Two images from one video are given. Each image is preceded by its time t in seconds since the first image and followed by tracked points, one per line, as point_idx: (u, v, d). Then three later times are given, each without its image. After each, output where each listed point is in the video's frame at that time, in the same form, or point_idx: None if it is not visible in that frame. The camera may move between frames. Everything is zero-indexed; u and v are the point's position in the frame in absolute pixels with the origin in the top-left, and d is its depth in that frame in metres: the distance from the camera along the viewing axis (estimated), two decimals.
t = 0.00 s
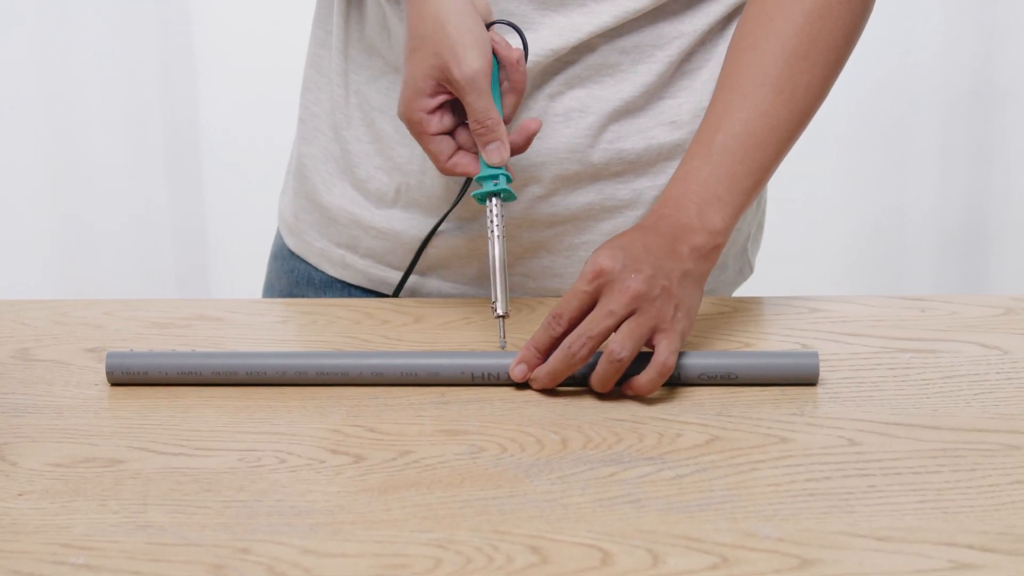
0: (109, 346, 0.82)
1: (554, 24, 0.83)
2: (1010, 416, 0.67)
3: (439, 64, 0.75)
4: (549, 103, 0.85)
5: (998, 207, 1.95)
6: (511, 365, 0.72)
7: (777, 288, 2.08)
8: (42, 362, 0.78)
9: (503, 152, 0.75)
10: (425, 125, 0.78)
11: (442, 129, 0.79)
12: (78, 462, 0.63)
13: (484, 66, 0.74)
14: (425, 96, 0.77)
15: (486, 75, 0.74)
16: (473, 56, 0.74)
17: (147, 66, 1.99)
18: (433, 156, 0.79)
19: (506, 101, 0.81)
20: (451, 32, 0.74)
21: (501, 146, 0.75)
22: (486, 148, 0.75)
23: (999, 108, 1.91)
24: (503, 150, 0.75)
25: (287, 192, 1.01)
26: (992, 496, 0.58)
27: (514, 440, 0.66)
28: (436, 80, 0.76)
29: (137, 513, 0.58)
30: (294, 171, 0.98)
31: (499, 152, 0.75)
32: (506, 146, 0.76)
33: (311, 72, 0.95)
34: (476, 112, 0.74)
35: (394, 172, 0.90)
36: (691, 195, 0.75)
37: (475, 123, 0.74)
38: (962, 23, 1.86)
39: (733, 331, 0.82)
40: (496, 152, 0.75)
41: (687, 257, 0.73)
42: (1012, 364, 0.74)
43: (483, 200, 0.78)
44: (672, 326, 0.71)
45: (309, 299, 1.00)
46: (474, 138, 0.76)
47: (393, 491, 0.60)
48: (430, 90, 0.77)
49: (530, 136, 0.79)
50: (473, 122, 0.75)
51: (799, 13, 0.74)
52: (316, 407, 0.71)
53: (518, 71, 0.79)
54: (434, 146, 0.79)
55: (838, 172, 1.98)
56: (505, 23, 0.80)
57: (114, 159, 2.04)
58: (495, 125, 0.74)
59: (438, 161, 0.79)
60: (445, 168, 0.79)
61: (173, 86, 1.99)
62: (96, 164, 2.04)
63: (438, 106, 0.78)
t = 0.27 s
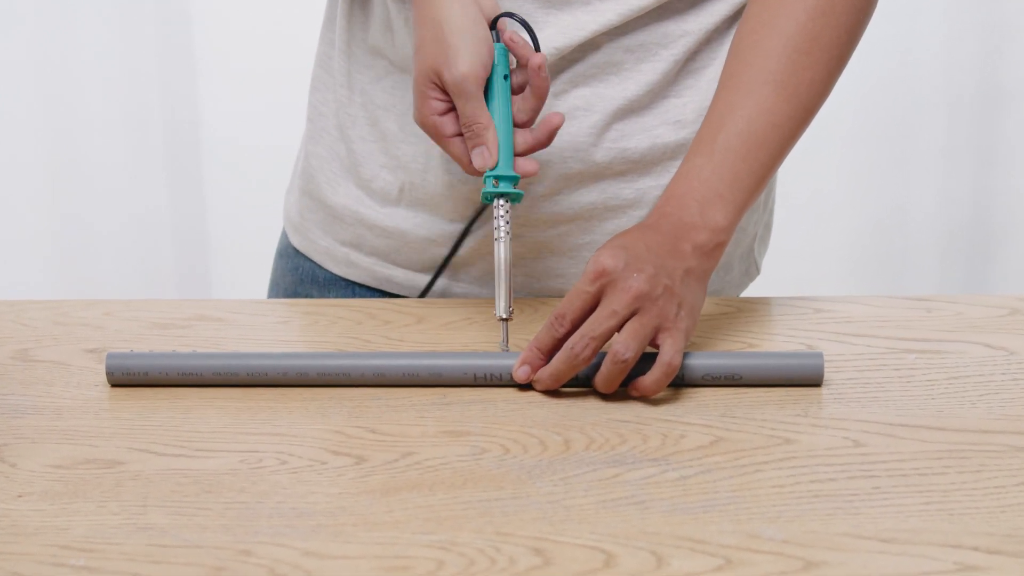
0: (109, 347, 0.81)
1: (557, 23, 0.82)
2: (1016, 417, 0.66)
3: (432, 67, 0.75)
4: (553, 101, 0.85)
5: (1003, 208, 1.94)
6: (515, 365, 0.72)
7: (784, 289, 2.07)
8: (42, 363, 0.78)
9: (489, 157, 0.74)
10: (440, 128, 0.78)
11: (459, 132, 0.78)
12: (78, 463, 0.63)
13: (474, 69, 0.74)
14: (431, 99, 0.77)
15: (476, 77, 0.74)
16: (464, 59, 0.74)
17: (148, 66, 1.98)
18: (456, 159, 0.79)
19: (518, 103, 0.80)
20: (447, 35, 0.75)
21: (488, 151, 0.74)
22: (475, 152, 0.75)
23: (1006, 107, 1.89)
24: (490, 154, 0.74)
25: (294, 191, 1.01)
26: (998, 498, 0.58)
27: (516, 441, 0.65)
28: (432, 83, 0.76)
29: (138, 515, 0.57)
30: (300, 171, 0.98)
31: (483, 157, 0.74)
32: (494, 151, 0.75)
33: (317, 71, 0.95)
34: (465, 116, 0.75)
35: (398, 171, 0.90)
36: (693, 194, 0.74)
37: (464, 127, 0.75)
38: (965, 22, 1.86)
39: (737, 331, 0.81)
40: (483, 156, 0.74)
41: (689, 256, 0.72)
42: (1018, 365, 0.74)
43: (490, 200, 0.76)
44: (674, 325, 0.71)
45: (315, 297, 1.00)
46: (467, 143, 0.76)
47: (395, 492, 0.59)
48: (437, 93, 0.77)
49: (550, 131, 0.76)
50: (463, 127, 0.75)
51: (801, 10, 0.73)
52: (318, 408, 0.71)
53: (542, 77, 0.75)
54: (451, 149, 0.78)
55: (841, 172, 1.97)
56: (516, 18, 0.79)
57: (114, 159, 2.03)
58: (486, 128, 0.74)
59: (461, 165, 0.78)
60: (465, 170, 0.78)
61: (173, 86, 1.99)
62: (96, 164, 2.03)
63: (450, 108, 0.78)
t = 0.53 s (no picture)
0: (109, 347, 0.81)
1: (561, 22, 0.82)
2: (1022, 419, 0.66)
3: (435, 71, 0.74)
4: (556, 100, 0.84)
5: (1007, 209, 1.93)
6: (518, 368, 0.71)
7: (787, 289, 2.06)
8: (41, 363, 0.78)
9: (502, 158, 0.73)
10: (433, 134, 0.77)
11: (451, 137, 0.78)
12: (78, 464, 0.63)
13: (478, 72, 0.73)
14: (427, 104, 0.76)
15: (480, 81, 0.73)
16: (467, 64, 0.73)
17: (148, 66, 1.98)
18: (445, 165, 0.79)
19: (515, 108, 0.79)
20: (448, 40, 0.74)
21: (500, 152, 0.73)
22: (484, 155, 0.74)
23: (1010, 108, 1.88)
24: (503, 155, 0.73)
25: (298, 190, 1.01)
26: (1004, 499, 0.57)
27: (519, 442, 0.65)
28: (434, 87, 0.75)
29: (138, 517, 0.57)
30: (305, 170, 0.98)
31: (497, 158, 0.73)
32: (505, 152, 0.74)
33: (324, 70, 0.95)
34: (471, 119, 0.73)
35: (402, 169, 0.89)
36: (698, 194, 0.74)
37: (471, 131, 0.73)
38: (971, 23, 1.85)
39: (741, 332, 0.81)
40: (495, 159, 0.73)
41: (693, 256, 0.72)
42: None
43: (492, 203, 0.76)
44: (679, 327, 0.71)
45: (318, 295, 0.99)
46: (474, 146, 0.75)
47: (397, 494, 0.59)
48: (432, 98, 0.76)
49: (536, 134, 0.78)
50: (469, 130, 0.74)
51: (807, 10, 0.73)
52: (320, 409, 0.70)
53: (528, 81, 0.77)
54: (443, 155, 0.78)
55: (844, 171, 1.97)
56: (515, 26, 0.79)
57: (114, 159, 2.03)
58: (493, 130, 0.73)
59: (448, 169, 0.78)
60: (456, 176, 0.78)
61: (174, 87, 1.98)
62: (96, 164, 2.03)
63: (443, 114, 0.78)
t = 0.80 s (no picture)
0: (109, 348, 0.80)
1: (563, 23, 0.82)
2: None
3: (452, 57, 0.74)
4: (558, 99, 0.84)
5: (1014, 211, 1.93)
6: (532, 365, 0.71)
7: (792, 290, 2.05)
8: (41, 364, 0.77)
9: (521, 146, 0.73)
10: (444, 118, 0.76)
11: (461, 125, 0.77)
12: (77, 466, 0.62)
13: (499, 59, 0.74)
14: (439, 90, 0.76)
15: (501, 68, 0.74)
16: (487, 51, 0.73)
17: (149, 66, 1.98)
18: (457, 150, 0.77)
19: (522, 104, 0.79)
20: (466, 27, 0.74)
21: (519, 141, 0.74)
22: (504, 143, 0.74)
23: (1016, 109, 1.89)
24: (521, 144, 0.74)
25: (296, 191, 1.00)
26: (1009, 501, 0.57)
27: (522, 444, 0.65)
28: (449, 73, 0.75)
29: (138, 519, 0.56)
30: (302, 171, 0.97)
31: (517, 146, 0.73)
32: (523, 141, 0.74)
33: (324, 70, 0.95)
34: (491, 106, 0.73)
35: (402, 170, 0.89)
36: (713, 194, 0.73)
37: (492, 118, 0.73)
38: (983, 22, 1.84)
39: (746, 332, 0.80)
40: (515, 146, 0.73)
41: (710, 255, 0.71)
42: None
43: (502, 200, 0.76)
44: (698, 322, 0.70)
45: (318, 297, 0.99)
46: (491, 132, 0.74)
47: (399, 496, 0.59)
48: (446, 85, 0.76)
49: (541, 126, 0.77)
50: (490, 115, 0.73)
51: (821, 10, 0.73)
52: (321, 410, 0.70)
53: (530, 75, 0.78)
54: (455, 137, 0.76)
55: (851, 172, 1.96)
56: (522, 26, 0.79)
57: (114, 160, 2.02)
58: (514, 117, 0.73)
59: (461, 153, 0.76)
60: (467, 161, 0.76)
61: (174, 87, 1.98)
62: (96, 165, 2.03)
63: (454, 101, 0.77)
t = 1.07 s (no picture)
0: (109, 349, 0.80)
1: (565, 23, 0.82)
2: None
3: (459, 68, 0.73)
4: (561, 101, 0.84)
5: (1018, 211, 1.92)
6: (536, 369, 0.71)
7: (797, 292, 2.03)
8: (41, 366, 0.77)
9: (526, 158, 0.73)
10: (449, 128, 0.76)
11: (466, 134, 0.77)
12: (77, 468, 0.62)
13: (506, 70, 0.73)
14: (444, 99, 0.75)
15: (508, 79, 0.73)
16: (495, 62, 0.73)
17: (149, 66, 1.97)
18: (461, 160, 0.76)
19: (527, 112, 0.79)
20: (473, 37, 0.73)
21: (524, 152, 0.74)
22: (509, 154, 0.74)
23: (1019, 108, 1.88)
24: (526, 155, 0.74)
25: (297, 192, 1.00)
26: (1016, 504, 0.57)
27: (525, 446, 0.64)
28: (456, 84, 0.74)
29: (139, 521, 0.56)
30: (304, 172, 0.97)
31: (522, 158, 0.73)
32: (528, 152, 0.74)
33: (324, 70, 0.94)
34: (497, 117, 0.73)
35: (403, 171, 0.89)
36: (718, 198, 0.73)
37: (498, 128, 0.73)
38: (985, 20, 1.85)
39: (750, 334, 0.80)
40: (520, 158, 0.73)
41: (716, 262, 0.71)
42: None
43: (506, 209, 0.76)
44: (704, 330, 0.70)
45: (319, 298, 0.98)
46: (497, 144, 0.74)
47: (401, 498, 0.58)
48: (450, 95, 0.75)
49: (542, 136, 0.77)
50: (496, 127, 0.73)
51: (822, 10, 0.72)
52: (323, 412, 0.69)
53: (534, 85, 0.77)
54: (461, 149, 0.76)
55: (854, 174, 1.96)
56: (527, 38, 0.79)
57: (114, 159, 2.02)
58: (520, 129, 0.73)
59: (466, 164, 0.76)
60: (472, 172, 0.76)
61: (175, 87, 1.98)
62: (96, 164, 2.02)
63: (458, 110, 0.76)
